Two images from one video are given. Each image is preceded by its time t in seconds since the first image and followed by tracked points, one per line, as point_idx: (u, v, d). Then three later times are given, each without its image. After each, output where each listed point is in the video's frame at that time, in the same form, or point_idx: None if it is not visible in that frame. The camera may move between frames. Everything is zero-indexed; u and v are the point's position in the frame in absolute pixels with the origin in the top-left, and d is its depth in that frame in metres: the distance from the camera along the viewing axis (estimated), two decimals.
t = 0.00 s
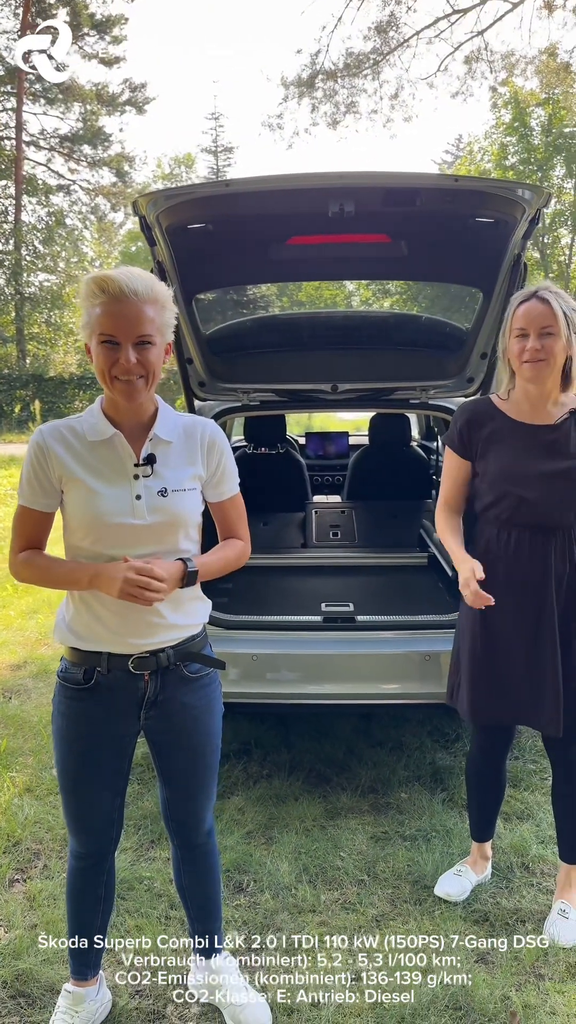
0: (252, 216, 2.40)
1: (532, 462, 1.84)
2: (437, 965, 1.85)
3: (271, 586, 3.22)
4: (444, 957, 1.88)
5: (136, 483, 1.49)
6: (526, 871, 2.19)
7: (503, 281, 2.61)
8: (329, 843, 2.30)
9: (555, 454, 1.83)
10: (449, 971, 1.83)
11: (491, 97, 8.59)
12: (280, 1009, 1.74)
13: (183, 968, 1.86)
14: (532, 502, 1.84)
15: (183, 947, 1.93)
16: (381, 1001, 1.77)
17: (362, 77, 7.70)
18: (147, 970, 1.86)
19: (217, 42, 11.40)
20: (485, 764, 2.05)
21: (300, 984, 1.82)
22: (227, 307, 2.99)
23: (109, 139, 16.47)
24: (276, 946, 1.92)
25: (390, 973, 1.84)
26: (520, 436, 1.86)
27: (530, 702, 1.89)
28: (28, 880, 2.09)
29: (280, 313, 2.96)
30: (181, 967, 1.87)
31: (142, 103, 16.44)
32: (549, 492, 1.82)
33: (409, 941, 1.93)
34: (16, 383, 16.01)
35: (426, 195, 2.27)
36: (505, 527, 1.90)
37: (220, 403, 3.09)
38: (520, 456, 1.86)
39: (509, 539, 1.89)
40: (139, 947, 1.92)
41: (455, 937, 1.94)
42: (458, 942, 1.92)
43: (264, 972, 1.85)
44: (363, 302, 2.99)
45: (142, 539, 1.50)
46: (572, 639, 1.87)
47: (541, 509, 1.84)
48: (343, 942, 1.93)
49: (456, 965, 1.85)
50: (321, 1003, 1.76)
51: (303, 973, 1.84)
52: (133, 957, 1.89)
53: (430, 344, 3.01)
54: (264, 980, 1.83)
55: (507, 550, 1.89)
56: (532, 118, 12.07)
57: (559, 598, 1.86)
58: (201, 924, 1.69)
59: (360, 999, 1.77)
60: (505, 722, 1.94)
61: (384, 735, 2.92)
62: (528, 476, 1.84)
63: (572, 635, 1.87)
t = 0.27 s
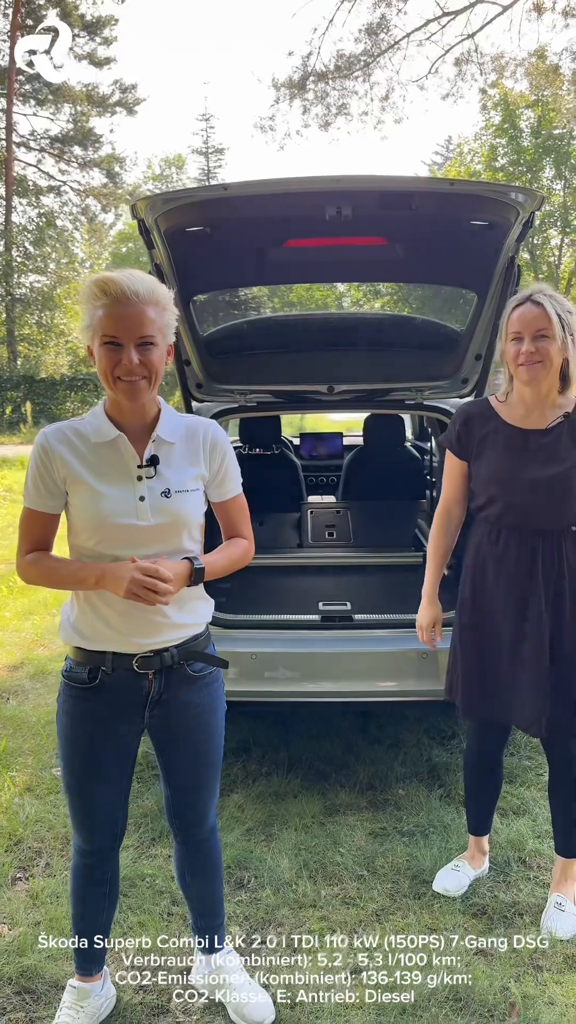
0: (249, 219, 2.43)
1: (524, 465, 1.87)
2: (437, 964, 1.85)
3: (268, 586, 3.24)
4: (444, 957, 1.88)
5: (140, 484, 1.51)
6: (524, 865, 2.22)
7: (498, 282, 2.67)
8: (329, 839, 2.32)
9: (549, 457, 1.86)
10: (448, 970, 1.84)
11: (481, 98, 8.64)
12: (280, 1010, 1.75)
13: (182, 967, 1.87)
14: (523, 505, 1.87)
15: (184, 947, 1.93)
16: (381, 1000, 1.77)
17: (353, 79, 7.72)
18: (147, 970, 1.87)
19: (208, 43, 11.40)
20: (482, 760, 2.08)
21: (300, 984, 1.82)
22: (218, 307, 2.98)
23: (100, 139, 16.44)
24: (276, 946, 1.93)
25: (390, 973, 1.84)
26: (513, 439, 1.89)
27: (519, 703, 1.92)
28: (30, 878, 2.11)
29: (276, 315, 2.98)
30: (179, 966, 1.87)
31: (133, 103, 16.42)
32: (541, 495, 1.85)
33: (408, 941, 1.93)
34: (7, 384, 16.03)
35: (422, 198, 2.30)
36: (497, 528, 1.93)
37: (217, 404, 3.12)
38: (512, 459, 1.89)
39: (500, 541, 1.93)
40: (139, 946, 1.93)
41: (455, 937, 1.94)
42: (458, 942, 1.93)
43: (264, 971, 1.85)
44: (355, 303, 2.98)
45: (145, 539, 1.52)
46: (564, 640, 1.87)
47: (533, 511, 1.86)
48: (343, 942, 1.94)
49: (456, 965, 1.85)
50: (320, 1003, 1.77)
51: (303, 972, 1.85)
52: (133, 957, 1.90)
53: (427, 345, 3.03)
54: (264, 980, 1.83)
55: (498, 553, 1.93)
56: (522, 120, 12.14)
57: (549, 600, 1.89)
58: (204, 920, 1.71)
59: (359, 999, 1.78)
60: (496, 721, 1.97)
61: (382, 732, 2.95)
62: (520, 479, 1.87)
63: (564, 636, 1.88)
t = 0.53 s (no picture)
0: (249, 223, 2.46)
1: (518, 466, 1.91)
2: (437, 964, 1.86)
3: (266, 585, 3.27)
4: (444, 957, 1.89)
5: (149, 484, 1.54)
6: (522, 857, 2.27)
7: (492, 286, 2.72)
8: (330, 835, 2.35)
9: (543, 457, 1.88)
10: (449, 971, 1.84)
11: (468, 101, 8.70)
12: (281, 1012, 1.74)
13: (182, 967, 1.87)
14: (515, 505, 1.91)
15: (183, 947, 1.93)
16: (381, 1001, 1.78)
17: (341, 81, 7.53)
18: (147, 970, 1.86)
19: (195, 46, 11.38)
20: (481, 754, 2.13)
21: (300, 984, 1.82)
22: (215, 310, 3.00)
23: (87, 141, 16.39)
24: (276, 946, 1.93)
25: (390, 974, 1.85)
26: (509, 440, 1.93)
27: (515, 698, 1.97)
28: (35, 875, 2.12)
29: (274, 317, 3.02)
30: (180, 967, 1.87)
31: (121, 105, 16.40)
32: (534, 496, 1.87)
33: (409, 941, 1.93)
34: None
35: (418, 203, 2.34)
36: (491, 528, 1.98)
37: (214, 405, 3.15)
38: (506, 460, 1.93)
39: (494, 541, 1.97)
40: (139, 946, 1.94)
41: (455, 937, 1.94)
42: (459, 942, 1.93)
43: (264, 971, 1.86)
44: (342, 306, 2.98)
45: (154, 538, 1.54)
46: (556, 639, 1.91)
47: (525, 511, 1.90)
48: (344, 942, 1.94)
49: (456, 964, 1.86)
50: (320, 1002, 1.77)
51: (303, 972, 1.84)
52: (133, 957, 1.91)
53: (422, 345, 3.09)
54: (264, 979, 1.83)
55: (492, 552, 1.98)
56: (509, 123, 12.23)
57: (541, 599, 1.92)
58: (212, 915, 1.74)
59: (358, 999, 1.78)
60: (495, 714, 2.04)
61: (379, 729, 2.98)
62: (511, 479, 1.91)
63: (555, 635, 1.91)
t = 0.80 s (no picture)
0: (245, 227, 2.50)
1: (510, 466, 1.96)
2: (437, 964, 1.87)
3: (261, 585, 3.31)
4: (444, 957, 1.89)
5: (154, 482, 1.57)
6: (516, 849, 2.31)
7: (483, 288, 2.77)
8: (327, 829, 2.39)
9: (535, 457, 1.93)
10: (448, 970, 1.85)
11: (455, 106, 8.77)
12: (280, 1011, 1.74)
13: (183, 967, 1.87)
14: (507, 505, 1.95)
15: (184, 946, 1.94)
16: (381, 1000, 1.79)
17: (329, 86, 7.56)
18: (147, 970, 1.87)
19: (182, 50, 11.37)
20: (476, 747, 2.17)
21: (300, 983, 1.82)
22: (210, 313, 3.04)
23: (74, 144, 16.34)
24: (276, 946, 1.94)
25: (389, 972, 1.86)
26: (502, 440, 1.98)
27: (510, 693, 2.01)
28: (37, 870, 2.14)
29: (268, 320, 3.06)
30: (180, 966, 1.88)
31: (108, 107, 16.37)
32: (526, 494, 1.91)
33: (409, 940, 1.94)
34: None
35: (412, 208, 2.39)
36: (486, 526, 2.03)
37: (210, 406, 3.18)
38: (499, 460, 1.97)
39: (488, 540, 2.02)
40: (139, 946, 1.94)
41: (455, 937, 1.94)
42: (458, 942, 1.93)
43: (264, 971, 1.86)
44: (329, 307, 3.01)
45: (159, 535, 1.57)
46: (546, 634, 1.95)
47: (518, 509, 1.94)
48: (344, 942, 1.95)
49: (455, 964, 1.86)
50: (321, 1002, 1.78)
51: (303, 973, 1.85)
52: (133, 957, 1.90)
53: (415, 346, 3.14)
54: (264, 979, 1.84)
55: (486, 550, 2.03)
56: (494, 128, 12.34)
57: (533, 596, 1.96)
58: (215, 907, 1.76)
59: (358, 998, 1.79)
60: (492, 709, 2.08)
61: (374, 725, 3.03)
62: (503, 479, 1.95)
63: (548, 631, 1.95)
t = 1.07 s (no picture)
0: (240, 231, 2.54)
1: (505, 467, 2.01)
2: (437, 964, 1.87)
3: (254, 584, 3.34)
4: (444, 957, 1.90)
5: (155, 482, 1.60)
6: (507, 842, 2.36)
7: (473, 292, 2.82)
8: (322, 823, 2.42)
9: (528, 457, 1.98)
10: (448, 971, 1.86)
11: (441, 111, 8.84)
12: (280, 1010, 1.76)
13: (183, 967, 1.88)
14: (502, 504, 2.00)
15: (184, 946, 1.94)
16: (382, 1001, 1.79)
17: (317, 90, 7.62)
18: (147, 970, 1.88)
19: (170, 52, 11.39)
20: (468, 741, 2.22)
21: (300, 984, 1.84)
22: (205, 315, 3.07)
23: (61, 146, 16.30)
24: (275, 946, 1.95)
25: (390, 973, 1.87)
26: (496, 442, 2.03)
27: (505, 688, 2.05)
28: (36, 866, 2.16)
29: (262, 322, 3.09)
30: (181, 966, 1.88)
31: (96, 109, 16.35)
32: (520, 494, 1.97)
33: (409, 941, 1.94)
34: None
35: (404, 213, 2.44)
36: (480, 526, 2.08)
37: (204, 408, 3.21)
38: (493, 461, 2.02)
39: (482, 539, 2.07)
40: (139, 946, 1.95)
41: (455, 937, 1.95)
42: (458, 942, 1.93)
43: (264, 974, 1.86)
44: (317, 309, 3.08)
45: (161, 533, 1.61)
46: (541, 631, 2.00)
47: (512, 509, 1.99)
48: (343, 943, 1.95)
49: (455, 964, 1.87)
50: (320, 1002, 1.79)
51: (304, 973, 1.86)
52: (134, 957, 1.92)
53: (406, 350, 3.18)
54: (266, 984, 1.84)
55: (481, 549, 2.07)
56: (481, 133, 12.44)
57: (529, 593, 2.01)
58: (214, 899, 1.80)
59: (359, 999, 1.80)
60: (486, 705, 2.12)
61: (367, 723, 3.07)
62: (498, 479, 2.00)
63: (542, 627, 2.00)
